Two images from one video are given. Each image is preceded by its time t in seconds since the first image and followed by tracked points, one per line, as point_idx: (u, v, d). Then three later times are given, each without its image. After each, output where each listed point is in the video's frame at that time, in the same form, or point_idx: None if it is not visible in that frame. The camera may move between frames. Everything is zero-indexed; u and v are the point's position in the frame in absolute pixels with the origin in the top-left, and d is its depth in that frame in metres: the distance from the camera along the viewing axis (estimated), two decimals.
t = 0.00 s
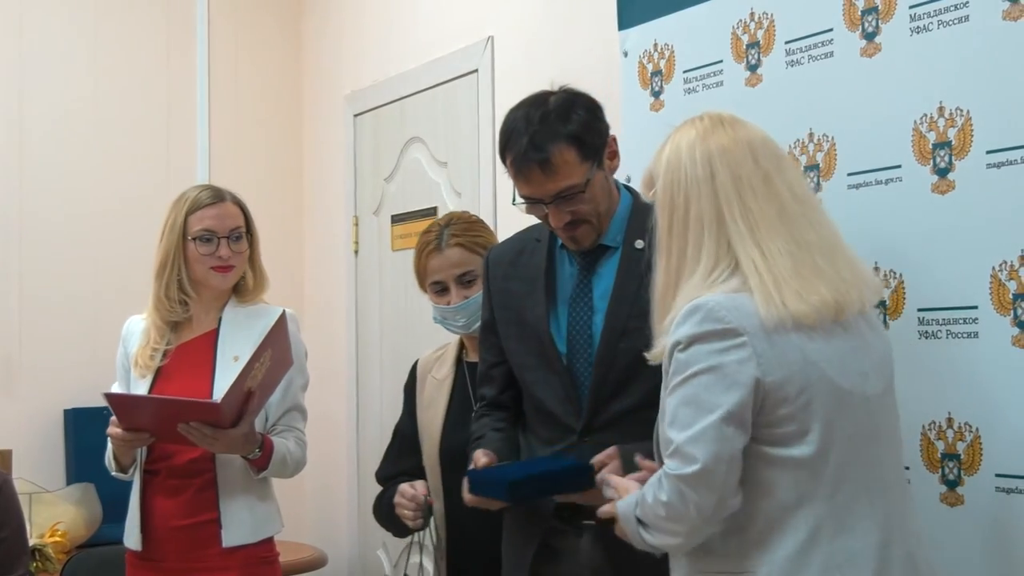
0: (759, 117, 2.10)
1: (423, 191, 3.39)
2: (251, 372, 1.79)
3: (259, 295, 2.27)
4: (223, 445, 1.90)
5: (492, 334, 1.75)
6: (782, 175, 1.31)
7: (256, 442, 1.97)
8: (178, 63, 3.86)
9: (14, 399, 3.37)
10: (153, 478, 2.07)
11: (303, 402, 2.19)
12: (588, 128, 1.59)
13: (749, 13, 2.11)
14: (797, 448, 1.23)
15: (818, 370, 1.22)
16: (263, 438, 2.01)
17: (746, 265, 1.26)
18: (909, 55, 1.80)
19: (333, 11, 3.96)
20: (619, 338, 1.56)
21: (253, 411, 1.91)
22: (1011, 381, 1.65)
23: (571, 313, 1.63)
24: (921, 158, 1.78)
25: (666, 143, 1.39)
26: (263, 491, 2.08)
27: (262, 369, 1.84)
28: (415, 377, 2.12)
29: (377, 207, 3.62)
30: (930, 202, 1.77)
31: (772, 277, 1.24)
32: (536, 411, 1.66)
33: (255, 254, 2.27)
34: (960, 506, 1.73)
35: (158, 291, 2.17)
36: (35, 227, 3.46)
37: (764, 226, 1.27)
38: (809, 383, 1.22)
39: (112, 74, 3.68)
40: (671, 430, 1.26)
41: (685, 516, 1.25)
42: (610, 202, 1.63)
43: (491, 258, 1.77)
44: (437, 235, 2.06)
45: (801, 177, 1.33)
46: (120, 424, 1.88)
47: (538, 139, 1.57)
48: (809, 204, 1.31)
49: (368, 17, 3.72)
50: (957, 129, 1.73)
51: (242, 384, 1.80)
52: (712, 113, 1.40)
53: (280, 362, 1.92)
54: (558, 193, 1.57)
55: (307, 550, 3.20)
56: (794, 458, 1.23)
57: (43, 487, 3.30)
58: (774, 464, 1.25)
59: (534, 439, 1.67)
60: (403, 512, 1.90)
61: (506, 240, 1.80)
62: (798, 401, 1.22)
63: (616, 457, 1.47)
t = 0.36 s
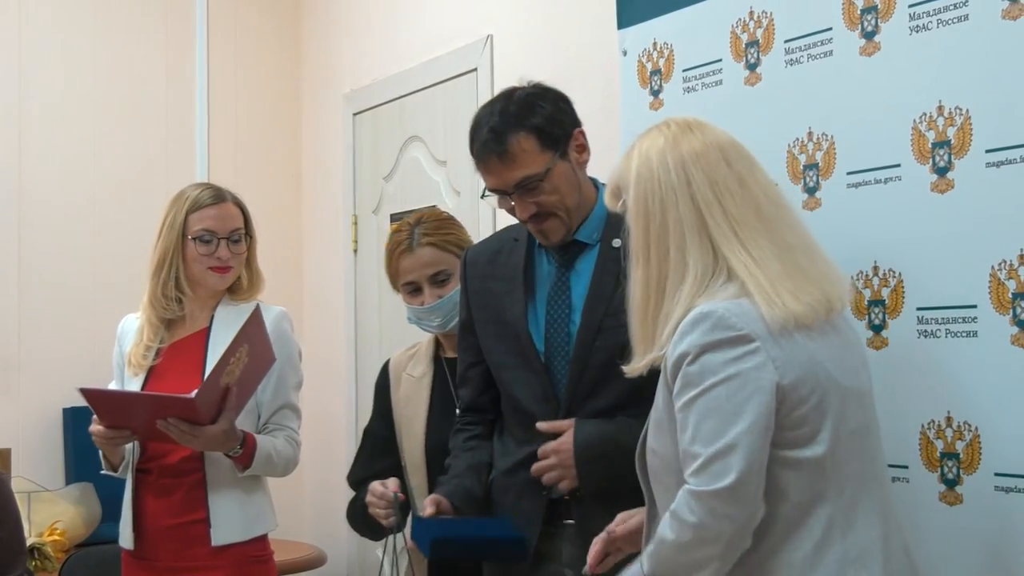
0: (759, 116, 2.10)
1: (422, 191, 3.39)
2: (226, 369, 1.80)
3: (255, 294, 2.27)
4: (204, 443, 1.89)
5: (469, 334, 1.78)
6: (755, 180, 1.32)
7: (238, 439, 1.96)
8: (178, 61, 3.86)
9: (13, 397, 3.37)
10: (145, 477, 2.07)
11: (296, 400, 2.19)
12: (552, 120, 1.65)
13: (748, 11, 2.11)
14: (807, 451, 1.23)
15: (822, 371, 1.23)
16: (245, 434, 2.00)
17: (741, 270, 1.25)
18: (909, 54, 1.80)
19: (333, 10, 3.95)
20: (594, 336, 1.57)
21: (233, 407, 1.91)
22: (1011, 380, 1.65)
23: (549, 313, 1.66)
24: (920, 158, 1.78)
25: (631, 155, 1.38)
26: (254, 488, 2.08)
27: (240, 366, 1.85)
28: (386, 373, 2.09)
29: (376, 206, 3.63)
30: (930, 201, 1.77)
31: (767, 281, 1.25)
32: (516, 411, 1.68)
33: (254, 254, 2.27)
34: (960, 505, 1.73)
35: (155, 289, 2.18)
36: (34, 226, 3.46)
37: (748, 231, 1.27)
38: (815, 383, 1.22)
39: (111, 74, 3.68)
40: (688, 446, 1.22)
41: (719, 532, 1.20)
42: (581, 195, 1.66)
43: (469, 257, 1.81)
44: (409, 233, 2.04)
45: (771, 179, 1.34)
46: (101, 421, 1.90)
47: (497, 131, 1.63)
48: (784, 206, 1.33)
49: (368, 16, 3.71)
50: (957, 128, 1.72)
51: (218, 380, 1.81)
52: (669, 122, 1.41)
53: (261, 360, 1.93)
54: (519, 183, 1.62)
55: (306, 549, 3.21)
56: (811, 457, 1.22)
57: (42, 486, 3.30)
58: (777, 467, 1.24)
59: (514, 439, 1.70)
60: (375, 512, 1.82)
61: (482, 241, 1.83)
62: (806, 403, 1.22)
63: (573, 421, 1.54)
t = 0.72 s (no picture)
0: (758, 116, 2.10)
1: (421, 191, 3.40)
2: (216, 366, 1.80)
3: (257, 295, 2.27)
4: (194, 441, 1.89)
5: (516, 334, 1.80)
6: (756, 177, 1.30)
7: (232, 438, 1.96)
8: (178, 61, 3.86)
9: (14, 397, 3.37)
10: (144, 477, 2.07)
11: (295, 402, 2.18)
12: (560, 126, 1.65)
13: (748, 12, 2.11)
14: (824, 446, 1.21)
15: (837, 364, 1.22)
16: (239, 433, 1.99)
17: (756, 264, 1.23)
18: (909, 54, 1.80)
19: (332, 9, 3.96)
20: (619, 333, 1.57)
21: (226, 406, 1.90)
22: (1012, 380, 1.65)
23: (582, 311, 1.67)
24: (920, 158, 1.79)
25: (628, 160, 1.34)
26: (251, 487, 2.08)
27: (232, 364, 1.86)
28: (335, 375, 1.98)
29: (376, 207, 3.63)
30: (930, 201, 1.77)
31: (783, 276, 1.22)
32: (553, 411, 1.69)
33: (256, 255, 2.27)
34: (959, 505, 1.73)
35: (156, 288, 2.18)
36: (33, 227, 3.46)
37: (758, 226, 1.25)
38: (834, 375, 1.21)
39: (110, 74, 3.68)
40: (723, 444, 1.16)
41: (780, 526, 1.12)
42: (594, 197, 1.65)
43: (518, 258, 1.84)
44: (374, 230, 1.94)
45: (769, 178, 1.32)
46: (96, 418, 1.92)
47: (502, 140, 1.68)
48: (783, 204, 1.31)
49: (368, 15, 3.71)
50: (956, 128, 1.73)
51: (209, 378, 1.81)
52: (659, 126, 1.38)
53: (253, 359, 1.93)
54: (521, 190, 1.65)
55: (306, 549, 3.21)
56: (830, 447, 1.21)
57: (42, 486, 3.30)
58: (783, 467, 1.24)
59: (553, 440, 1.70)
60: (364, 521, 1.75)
61: (534, 241, 1.85)
62: (827, 396, 1.20)
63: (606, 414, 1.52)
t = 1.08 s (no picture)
0: (758, 115, 2.10)
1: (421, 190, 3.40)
2: (225, 358, 1.80)
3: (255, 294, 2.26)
4: (200, 433, 1.89)
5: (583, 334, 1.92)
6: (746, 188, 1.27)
7: (237, 433, 1.96)
8: (178, 61, 3.86)
9: (14, 396, 3.37)
10: (145, 474, 2.07)
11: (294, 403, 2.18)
12: (605, 128, 1.69)
13: (749, 11, 2.11)
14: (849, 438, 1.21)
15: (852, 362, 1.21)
16: (244, 429, 1.99)
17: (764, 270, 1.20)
18: (909, 54, 1.80)
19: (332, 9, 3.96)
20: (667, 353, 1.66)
21: (231, 399, 1.91)
22: (1012, 381, 1.65)
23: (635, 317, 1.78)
24: (921, 158, 1.78)
25: (620, 176, 1.31)
26: (251, 484, 2.08)
27: (240, 357, 1.86)
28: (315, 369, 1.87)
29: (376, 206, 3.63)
30: (930, 200, 1.77)
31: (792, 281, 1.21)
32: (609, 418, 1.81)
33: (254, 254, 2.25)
34: (960, 505, 1.73)
35: (153, 287, 2.19)
36: (33, 225, 3.45)
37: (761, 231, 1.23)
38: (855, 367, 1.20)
39: (109, 72, 3.68)
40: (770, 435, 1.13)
41: (840, 504, 1.10)
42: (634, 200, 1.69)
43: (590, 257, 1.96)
44: (372, 226, 1.89)
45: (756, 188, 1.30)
46: (103, 410, 1.90)
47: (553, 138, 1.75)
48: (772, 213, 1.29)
49: (368, 15, 3.71)
50: (957, 128, 1.72)
51: (218, 369, 1.80)
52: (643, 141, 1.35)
53: (260, 355, 1.94)
54: (569, 187, 1.74)
55: (305, 548, 3.21)
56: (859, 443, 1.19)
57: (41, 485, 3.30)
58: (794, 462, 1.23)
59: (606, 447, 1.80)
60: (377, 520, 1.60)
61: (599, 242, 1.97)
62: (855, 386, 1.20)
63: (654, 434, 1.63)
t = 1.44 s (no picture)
0: (758, 113, 2.10)
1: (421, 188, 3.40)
2: (233, 352, 1.80)
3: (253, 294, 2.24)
4: (206, 427, 1.89)
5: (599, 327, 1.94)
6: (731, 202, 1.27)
7: (243, 427, 1.97)
8: (178, 59, 3.86)
9: (14, 395, 3.37)
10: (146, 472, 2.06)
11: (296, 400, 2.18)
12: (644, 118, 1.68)
13: (749, 9, 2.11)
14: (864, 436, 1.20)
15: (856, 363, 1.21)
16: (250, 424, 2.00)
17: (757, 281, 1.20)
18: (909, 51, 1.80)
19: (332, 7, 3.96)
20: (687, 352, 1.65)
21: (239, 393, 1.91)
22: (1013, 379, 1.65)
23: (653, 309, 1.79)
24: (922, 155, 1.78)
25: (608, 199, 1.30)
26: (253, 482, 2.08)
27: (248, 351, 1.86)
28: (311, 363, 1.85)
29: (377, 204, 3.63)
30: (931, 198, 1.77)
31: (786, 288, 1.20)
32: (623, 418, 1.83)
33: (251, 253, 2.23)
34: (961, 503, 1.72)
35: (151, 285, 2.22)
36: (33, 224, 3.45)
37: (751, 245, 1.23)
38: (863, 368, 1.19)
39: (110, 69, 3.68)
40: (781, 438, 1.12)
41: (861, 501, 1.08)
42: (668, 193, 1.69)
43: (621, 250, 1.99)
44: (382, 225, 1.88)
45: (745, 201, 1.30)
46: (109, 402, 1.89)
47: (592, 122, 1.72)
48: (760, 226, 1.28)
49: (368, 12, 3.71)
50: (958, 126, 1.72)
51: (227, 362, 1.80)
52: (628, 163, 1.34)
53: (267, 351, 1.94)
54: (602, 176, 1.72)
55: (305, 546, 3.21)
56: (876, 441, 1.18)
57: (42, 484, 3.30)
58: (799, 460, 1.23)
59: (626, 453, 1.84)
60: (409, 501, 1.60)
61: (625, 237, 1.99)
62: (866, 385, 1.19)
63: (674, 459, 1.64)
